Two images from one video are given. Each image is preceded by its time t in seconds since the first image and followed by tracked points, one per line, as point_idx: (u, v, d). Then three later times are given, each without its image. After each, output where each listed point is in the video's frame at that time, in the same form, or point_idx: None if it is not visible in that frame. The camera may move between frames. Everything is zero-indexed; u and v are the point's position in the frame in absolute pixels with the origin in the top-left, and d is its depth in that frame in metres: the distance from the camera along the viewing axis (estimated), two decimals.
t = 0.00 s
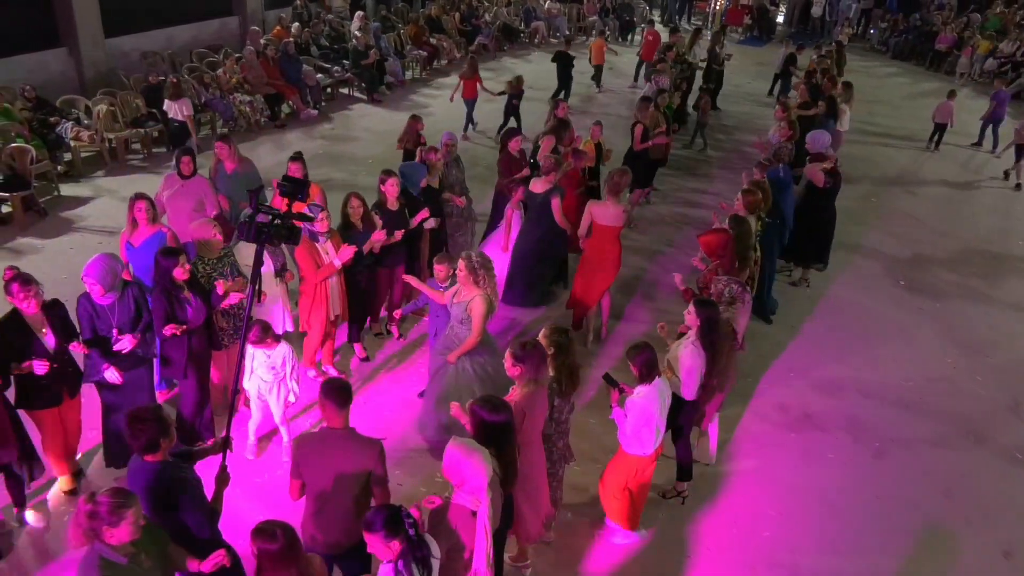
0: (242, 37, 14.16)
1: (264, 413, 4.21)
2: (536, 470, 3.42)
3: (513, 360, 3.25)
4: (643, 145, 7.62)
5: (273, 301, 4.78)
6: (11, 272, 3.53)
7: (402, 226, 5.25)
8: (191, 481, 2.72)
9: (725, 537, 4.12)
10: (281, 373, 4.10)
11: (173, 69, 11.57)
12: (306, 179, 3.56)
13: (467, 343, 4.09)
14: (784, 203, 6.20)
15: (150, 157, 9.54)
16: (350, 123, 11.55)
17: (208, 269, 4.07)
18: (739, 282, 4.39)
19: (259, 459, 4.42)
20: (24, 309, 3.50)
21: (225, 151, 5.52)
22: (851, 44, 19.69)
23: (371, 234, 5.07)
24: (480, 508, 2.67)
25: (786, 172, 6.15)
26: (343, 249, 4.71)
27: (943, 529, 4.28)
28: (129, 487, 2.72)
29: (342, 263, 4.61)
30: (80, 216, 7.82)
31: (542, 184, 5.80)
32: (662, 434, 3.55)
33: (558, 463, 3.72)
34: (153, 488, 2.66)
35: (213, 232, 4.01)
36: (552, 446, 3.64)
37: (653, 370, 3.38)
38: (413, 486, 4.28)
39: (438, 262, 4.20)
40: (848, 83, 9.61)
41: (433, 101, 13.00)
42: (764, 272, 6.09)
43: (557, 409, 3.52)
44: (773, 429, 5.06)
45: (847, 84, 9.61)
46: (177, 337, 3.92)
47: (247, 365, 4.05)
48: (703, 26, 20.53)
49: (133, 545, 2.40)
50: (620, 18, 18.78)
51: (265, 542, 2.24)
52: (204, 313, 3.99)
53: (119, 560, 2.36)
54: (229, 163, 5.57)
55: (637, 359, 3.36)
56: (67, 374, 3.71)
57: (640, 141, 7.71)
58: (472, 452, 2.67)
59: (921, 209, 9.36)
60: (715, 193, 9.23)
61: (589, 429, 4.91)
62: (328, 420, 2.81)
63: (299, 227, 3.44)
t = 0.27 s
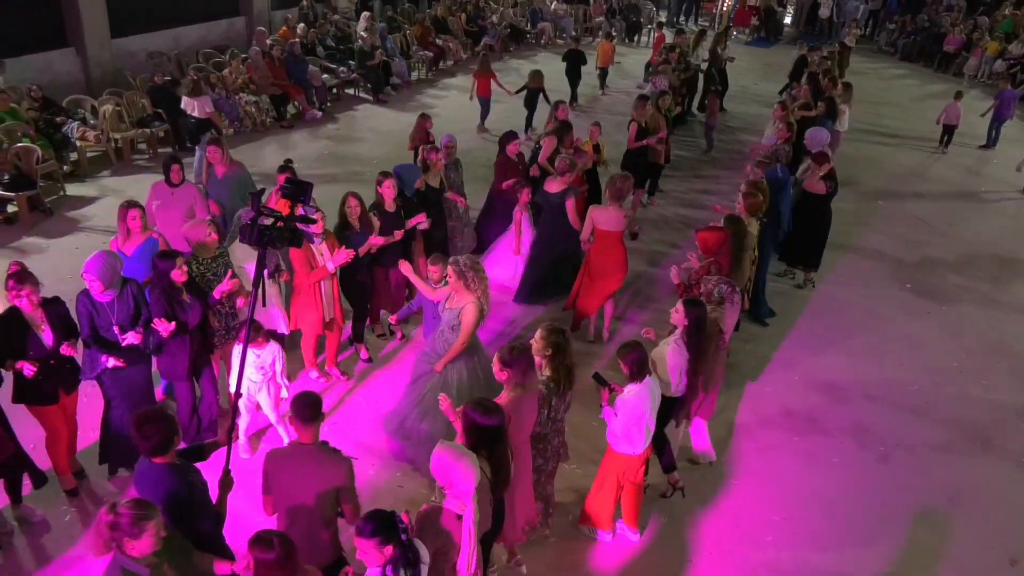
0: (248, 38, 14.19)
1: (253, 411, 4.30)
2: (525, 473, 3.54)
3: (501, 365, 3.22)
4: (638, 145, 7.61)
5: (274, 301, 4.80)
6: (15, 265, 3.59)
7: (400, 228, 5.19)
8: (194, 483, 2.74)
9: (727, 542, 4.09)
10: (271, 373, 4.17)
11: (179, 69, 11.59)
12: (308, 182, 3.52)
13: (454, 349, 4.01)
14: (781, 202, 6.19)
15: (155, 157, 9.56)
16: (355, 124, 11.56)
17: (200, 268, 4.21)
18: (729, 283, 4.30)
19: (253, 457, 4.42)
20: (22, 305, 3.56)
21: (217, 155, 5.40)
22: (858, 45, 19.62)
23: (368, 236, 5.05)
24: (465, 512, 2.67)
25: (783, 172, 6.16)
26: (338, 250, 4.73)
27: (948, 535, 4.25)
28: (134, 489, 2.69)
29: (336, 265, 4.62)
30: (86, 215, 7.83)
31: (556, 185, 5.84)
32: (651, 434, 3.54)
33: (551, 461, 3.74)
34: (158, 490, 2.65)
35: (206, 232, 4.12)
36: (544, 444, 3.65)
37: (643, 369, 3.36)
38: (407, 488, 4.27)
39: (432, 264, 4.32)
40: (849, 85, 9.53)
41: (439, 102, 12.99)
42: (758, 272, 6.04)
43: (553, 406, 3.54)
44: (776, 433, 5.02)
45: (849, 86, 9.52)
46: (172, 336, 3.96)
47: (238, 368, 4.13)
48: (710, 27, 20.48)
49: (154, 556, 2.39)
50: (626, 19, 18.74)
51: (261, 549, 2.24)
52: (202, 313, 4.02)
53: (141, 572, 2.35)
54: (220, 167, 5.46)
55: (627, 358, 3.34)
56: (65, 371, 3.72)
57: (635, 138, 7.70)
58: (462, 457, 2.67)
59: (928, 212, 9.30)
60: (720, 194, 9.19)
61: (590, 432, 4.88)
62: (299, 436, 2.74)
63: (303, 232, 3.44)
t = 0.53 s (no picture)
0: (259, 39, 14.24)
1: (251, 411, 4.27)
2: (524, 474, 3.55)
3: (497, 365, 3.22)
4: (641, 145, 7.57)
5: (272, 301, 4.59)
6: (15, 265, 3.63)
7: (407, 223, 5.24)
8: (205, 490, 2.73)
9: (733, 548, 4.05)
10: (268, 373, 4.15)
11: (190, 70, 11.64)
12: (308, 184, 3.60)
13: (445, 356, 4.01)
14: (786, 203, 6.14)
15: (166, 157, 9.60)
16: (364, 125, 11.57)
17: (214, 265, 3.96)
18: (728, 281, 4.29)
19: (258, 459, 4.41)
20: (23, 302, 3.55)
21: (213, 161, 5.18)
22: (871, 47, 19.51)
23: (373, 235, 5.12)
24: (472, 509, 2.64)
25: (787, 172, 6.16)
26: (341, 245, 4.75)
27: (958, 543, 4.20)
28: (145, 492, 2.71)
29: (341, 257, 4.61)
30: (96, 215, 7.87)
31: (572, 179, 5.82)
32: (644, 439, 3.53)
33: (549, 461, 3.73)
34: (169, 493, 2.66)
35: (213, 229, 3.88)
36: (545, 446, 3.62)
37: (638, 372, 3.35)
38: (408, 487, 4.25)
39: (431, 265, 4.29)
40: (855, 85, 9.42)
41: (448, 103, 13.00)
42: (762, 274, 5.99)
43: (553, 405, 3.50)
44: (784, 437, 4.98)
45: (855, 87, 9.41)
46: (175, 330, 3.95)
47: (230, 364, 4.03)
48: (722, 29, 20.41)
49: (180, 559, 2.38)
50: (637, 20, 18.69)
51: (261, 556, 2.23)
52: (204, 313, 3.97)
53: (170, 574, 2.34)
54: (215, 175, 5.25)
55: (623, 360, 3.33)
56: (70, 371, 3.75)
57: (637, 140, 7.67)
58: (468, 454, 2.63)
59: (940, 215, 9.22)
60: (730, 197, 9.14)
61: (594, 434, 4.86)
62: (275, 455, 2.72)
63: (304, 233, 3.45)
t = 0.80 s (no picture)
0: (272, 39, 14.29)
1: (258, 409, 4.31)
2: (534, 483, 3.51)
3: (502, 366, 3.23)
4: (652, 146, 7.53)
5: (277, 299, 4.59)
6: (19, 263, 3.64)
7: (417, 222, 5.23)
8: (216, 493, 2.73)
9: (741, 552, 4.01)
10: (274, 368, 4.20)
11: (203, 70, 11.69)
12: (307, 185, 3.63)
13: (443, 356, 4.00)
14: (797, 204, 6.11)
15: (178, 156, 9.63)
16: (376, 125, 11.58)
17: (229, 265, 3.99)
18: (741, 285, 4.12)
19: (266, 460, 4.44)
20: (28, 300, 3.56)
21: (212, 165, 5.12)
22: (886, 48, 19.37)
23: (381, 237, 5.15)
24: (486, 510, 2.64)
25: (796, 174, 6.19)
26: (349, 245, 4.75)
27: (971, 552, 4.13)
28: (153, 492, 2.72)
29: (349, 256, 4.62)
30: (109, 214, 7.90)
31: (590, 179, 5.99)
32: (647, 440, 3.50)
33: (551, 468, 3.67)
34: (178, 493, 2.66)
35: (221, 229, 3.90)
36: (552, 450, 3.58)
37: (641, 374, 3.32)
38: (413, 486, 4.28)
39: (432, 268, 4.32)
40: (872, 89, 9.22)
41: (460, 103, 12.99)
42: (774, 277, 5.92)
43: (559, 409, 3.46)
44: (793, 442, 4.93)
45: (871, 90, 9.24)
46: (184, 328, 3.98)
47: (238, 368, 4.00)
48: (735, 30, 20.32)
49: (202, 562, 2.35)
50: (650, 21, 18.64)
51: (260, 570, 2.23)
52: (213, 315, 3.99)
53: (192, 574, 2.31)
54: (215, 179, 5.19)
55: (626, 362, 3.31)
56: (78, 367, 3.76)
57: (649, 140, 7.64)
58: (480, 454, 2.64)
59: (956, 219, 9.11)
60: (742, 199, 9.08)
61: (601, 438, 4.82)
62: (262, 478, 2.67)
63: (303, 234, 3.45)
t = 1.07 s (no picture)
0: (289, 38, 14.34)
1: (271, 409, 4.33)
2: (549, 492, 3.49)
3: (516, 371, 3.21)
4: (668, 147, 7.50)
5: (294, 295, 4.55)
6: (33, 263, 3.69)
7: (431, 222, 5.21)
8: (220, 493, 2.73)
9: (751, 559, 3.97)
10: (287, 368, 4.23)
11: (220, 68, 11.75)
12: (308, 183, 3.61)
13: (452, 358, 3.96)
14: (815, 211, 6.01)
15: (194, 153, 9.68)
16: (391, 124, 11.60)
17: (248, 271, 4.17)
18: (760, 290, 4.06)
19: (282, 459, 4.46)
20: (44, 298, 3.60)
21: (218, 165, 5.11)
22: (905, 52, 19.20)
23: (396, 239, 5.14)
24: (499, 520, 2.63)
25: (816, 180, 6.07)
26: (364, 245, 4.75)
27: (988, 563, 4.07)
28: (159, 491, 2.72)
29: (362, 257, 4.58)
30: (125, 210, 7.95)
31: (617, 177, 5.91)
32: (660, 447, 3.48)
33: (575, 472, 3.65)
34: (184, 492, 2.66)
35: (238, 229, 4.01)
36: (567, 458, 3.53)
37: (654, 380, 3.29)
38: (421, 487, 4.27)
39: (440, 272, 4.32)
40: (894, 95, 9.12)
41: (475, 104, 12.98)
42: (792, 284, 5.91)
43: (577, 415, 3.40)
44: (807, 448, 4.88)
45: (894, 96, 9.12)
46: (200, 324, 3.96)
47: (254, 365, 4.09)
48: (753, 32, 20.21)
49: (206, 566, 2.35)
50: (666, 22, 18.58)
51: None
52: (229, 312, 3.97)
53: None
54: (223, 179, 5.18)
55: (638, 367, 3.29)
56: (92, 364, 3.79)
57: (665, 142, 7.61)
58: (499, 462, 2.58)
59: (977, 225, 8.98)
60: (757, 202, 9.02)
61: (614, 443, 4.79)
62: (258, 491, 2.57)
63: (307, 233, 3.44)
